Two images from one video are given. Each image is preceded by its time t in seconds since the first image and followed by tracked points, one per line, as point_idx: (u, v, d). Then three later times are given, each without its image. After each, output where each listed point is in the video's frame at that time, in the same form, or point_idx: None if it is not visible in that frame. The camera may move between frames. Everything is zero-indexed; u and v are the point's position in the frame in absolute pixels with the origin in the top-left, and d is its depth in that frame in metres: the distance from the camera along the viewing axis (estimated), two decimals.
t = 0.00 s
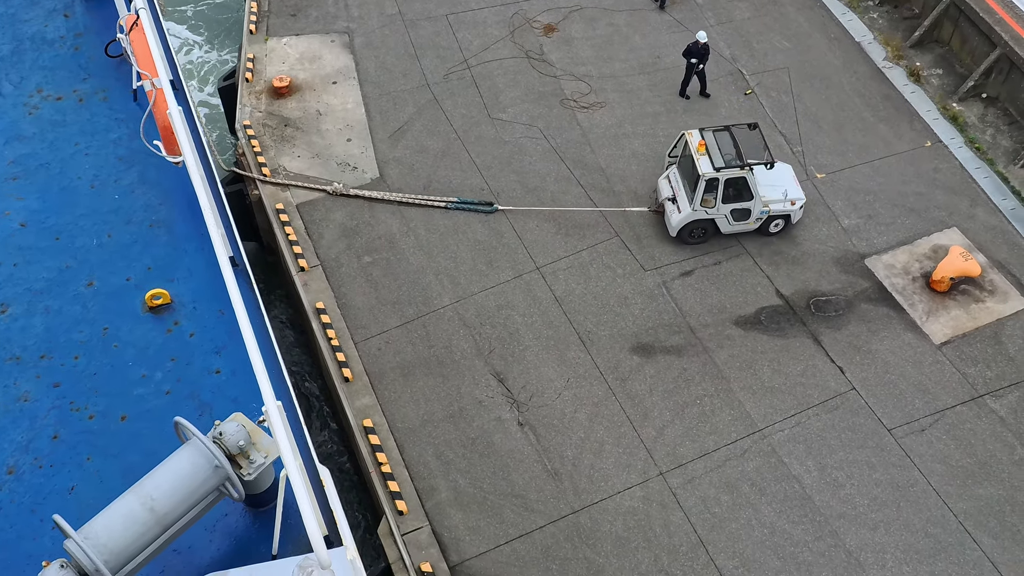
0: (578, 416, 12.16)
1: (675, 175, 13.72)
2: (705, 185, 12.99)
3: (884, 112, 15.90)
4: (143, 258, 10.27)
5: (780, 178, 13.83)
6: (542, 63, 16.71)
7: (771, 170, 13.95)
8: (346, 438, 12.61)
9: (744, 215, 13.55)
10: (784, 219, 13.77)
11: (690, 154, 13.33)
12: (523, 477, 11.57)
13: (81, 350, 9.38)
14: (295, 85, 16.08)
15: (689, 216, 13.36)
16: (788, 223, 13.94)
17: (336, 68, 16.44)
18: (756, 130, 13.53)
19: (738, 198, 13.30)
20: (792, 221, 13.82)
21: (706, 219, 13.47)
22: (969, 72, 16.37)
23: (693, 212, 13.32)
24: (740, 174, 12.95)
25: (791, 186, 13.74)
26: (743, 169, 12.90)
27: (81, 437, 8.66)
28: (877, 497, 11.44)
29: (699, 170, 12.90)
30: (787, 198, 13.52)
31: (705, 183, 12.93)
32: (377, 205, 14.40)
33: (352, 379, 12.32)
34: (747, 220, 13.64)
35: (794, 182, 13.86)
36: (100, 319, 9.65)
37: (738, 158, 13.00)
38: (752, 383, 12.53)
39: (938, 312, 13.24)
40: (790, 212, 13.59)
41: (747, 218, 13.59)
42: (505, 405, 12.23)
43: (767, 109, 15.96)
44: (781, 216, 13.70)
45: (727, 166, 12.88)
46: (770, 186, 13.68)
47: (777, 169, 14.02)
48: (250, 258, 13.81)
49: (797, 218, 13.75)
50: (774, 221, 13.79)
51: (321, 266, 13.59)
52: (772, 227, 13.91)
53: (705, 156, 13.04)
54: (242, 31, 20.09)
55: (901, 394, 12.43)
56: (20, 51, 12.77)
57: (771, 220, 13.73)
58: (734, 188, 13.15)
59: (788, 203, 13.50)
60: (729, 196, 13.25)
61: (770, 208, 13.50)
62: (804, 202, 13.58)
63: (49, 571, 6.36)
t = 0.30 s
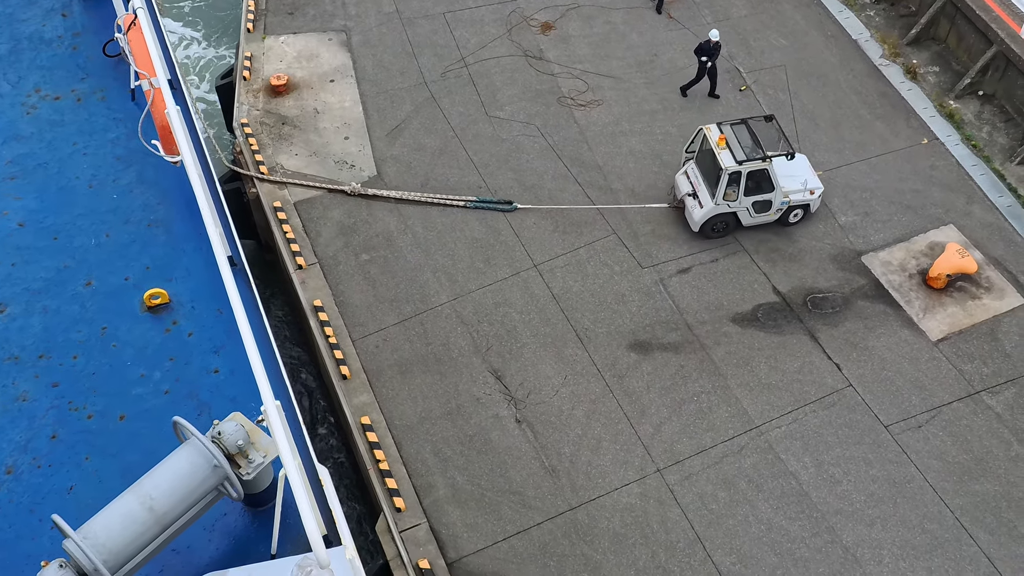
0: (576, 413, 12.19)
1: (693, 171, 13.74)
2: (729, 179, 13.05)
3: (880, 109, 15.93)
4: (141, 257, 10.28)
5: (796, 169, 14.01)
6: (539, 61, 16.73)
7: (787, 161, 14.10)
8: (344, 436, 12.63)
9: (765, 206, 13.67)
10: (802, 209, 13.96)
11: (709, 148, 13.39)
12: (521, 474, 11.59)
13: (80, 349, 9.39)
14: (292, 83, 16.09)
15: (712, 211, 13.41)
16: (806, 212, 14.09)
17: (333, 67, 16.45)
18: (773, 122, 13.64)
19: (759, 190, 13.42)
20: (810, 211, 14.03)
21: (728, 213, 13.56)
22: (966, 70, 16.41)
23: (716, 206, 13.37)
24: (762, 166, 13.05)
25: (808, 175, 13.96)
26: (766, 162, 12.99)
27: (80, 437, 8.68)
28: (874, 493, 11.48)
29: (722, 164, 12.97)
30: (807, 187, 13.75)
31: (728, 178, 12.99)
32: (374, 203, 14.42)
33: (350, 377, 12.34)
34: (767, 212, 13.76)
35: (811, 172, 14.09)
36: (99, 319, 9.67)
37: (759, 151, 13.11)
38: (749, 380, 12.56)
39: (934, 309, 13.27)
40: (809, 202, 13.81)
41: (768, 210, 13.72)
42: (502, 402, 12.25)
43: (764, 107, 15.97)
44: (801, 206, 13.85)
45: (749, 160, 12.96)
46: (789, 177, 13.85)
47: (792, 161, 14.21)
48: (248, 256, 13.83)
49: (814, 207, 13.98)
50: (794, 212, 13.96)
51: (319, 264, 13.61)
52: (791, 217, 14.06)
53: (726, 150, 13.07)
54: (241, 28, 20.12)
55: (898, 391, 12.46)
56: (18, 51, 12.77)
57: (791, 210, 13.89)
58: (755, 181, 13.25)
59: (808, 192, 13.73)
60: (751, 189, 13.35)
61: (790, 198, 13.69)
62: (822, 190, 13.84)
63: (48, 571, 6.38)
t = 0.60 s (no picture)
0: (570, 412, 12.21)
1: (708, 167, 13.90)
2: (747, 173, 13.23)
3: (873, 109, 16.00)
4: (135, 260, 10.28)
5: (810, 162, 14.20)
6: (533, 62, 16.76)
7: (800, 155, 14.30)
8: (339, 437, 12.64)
9: (781, 199, 13.82)
10: (817, 200, 14.14)
11: (724, 144, 13.55)
12: (515, 473, 11.61)
13: (74, 352, 9.39)
14: (286, 84, 16.11)
15: (730, 206, 13.55)
16: (820, 204, 14.32)
17: (326, 68, 16.47)
18: (786, 116, 13.88)
19: (776, 183, 13.60)
20: (825, 201, 14.21)
21: (746, 207, 13.70)
22: (958, 69, 16.49)
23: (735, 201, 13.52)
24: (779, 159, 13.26)
25: (822, 167, 14.14)
26: (782, 154, 13.21)
27: (75, 440, 8.68)
28: (867, 491, 11.52)
29: (740, 159, 13.15)
30: (822, 178, 13.91)
31: (747, 171, 13.17)
32: (368, 204, 14.44)
33: (344, 377, 12.36)
34: (784, 205, 13.91)
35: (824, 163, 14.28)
36: (93, 322, 9.67)
37: (774, 144, 13.33)
38: (742, 379, 12.60)
39: (927, 307, 13.32)
40: (824, 192, 13.99)
41: (785, 202, 13.87)
42: (497, 401, 12.27)
43: (757, 106, 16.02)
44: (816, 197, 14.07)
45: (767, 153, 13.16)
46: (803, 169, 14.02)
47: (804, 154, 14.41)
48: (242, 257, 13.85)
49: (829, 197, 14.16)
50: (809, 203, 14.15)
51: (313, 264, 13.63)
52: (806, 209, 14.24)
53: (743, 145, 13.27)
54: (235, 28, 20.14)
55: (891, 389, 12.50)
56: (12, 53, 12.77)
57: (806, 202, 14.07)
58: (772, 174, 13.44)
59: (823, 182, 13.89)
60: (768, 182, 13.53)
61: (806, 189, 13.86)
62: (836, 181, 14.02)
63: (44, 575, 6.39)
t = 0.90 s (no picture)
0: (554, 421, 12.22)
1: (711, 171, 14.09)
2: (752, 176, 13.44)
3: (852, 117, 16.17)
4: (118, 274, 10.22)
5: (811, 164, 14.44)
6: (515, 72, 16.85)
7: (801, 157, 14.54)
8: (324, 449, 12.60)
9: (785, 201, 14.06)
10: (818, 202, 14.39)
11: (728, 147, 13.73)
12: (500, 482, 11.60)
13: (56, 368, 9.34)
14: (268, 96, 16.12)
15: (735, 208, 13.76)
16: (820, 205, 14.58)
17: (309, 79, 16.51)
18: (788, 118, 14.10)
19: (780, 185, 13.84)
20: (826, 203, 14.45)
21: (750, 209, 13.92)
22: (935, 77, 16.71)
23: (740, 203, 13.73)
24: (783, 161, 13.49)
25: (823, 168, 14.39)
26: (786, 157, 13.44)
27: (58, 456, 8.64)
28: (851, 496, 11.58)
29: (746, 162, 13.35)
30: (824, 179, 14.16)
31: (752, 174, 13.39)
32: (352, 215, 14.45)
33: (329, 389, 12.34)
34: (787, 206, 14.15)
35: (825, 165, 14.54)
36: (76, 337, 9.61)
37: (777, 146, 13.57)
38: (725, 386, 12.65)
39: (907, 313, 13.45)
40: (826, 194, 14.23)
41: (787, 204, 14.12)
42: (481, 411, 12.27)
43: (737, 115, 16.16)
44: (817, 199, 14.32)
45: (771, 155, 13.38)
46: (806, 172, 14.26)
47: (805, 156, 14.67)
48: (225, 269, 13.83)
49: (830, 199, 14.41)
50: (810, 205, 14.39)
51: (296, 276, 13.62)
52: (807, 210, 14.48)
53: (747, 148, 13.48)
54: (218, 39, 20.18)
55: (873, 395, 12.59)
56: None
57: (807, 203, 14.32)
58: (776, 176, 13.68)
59: (825, 184, 14.14)
60: (772, 184, 13.77)
61: (808, 191, 14.10)
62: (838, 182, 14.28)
63: None
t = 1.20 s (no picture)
0: (533, 438, 12.21)
1: (707, 181, 14.28)
2: (747, 186, 13.61)
3: (823, 132, 16.43)
4: (94, 298, 10.11)
5: (805, 175, 14.63)
6: (489, 91, 16.98)
7: (796, 167, 14.74)
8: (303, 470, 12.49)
9: (779, 211, 14.26)
10: (812, 213, 14.58)
11: (723, 158, 13.91)
12: (479, 500, 11.56)
13: (31, 395, 9.22)
14: (243, 117, 16.13)
15: (731, 218, 13.95)
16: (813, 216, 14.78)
17: (284, 100, 16.54)
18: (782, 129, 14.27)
19: (775, 195, 14.03)
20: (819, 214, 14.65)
21: (745, 219, 14.11)
22: (904, 93, 17.04)
23: (735, 213, 13.93)
24: (777, 171, 13.67)
25: (817, 179, 14.60)
26: (781, 167, 13.61)
27: (33, 484, 8.52)
28: (829, 508, 11.65)
29: (741, 172, 13.52)
30: (817, 190, 14.36)
31: (747, 184, 13.57)
32: (328, 234, 14.44)
33: (307, 409, 12.28)
34: (781, 216, 14.36)
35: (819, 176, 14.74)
36: (51, 363, 9.51)
37: (772, 158, 13.73)
38: (703, 401, 12.72)
39: (881, 325, 13.61)
40: (820, 205, 14.43)
41: (781, 214, 14.33)
42: (459, 429, 12.24)
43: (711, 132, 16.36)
44: (811, 210, 14.51)
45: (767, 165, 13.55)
46: (799, 182, 14.46)
47: (798, 167, 14.87)
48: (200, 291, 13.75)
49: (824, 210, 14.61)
50: (803, 215, 14.58)
51: (273, 296, 13.57)
52: (800, 221, 14.68)
53: (743, 158, 13.65)
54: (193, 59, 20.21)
55: (849, 407, 12.70)
56: None
57: (801, 214, 14.52)
58: (771, 187, 13.87)
59: (818, 195, 14.34)
60: (767, 194, 13.96)
61: (803, 202, 14.29)
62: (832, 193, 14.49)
63: None
